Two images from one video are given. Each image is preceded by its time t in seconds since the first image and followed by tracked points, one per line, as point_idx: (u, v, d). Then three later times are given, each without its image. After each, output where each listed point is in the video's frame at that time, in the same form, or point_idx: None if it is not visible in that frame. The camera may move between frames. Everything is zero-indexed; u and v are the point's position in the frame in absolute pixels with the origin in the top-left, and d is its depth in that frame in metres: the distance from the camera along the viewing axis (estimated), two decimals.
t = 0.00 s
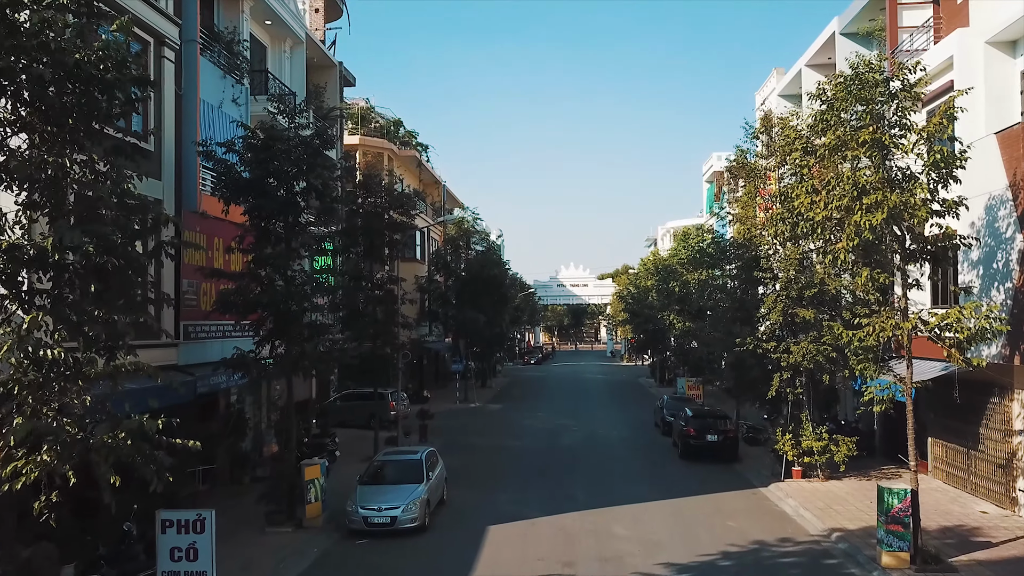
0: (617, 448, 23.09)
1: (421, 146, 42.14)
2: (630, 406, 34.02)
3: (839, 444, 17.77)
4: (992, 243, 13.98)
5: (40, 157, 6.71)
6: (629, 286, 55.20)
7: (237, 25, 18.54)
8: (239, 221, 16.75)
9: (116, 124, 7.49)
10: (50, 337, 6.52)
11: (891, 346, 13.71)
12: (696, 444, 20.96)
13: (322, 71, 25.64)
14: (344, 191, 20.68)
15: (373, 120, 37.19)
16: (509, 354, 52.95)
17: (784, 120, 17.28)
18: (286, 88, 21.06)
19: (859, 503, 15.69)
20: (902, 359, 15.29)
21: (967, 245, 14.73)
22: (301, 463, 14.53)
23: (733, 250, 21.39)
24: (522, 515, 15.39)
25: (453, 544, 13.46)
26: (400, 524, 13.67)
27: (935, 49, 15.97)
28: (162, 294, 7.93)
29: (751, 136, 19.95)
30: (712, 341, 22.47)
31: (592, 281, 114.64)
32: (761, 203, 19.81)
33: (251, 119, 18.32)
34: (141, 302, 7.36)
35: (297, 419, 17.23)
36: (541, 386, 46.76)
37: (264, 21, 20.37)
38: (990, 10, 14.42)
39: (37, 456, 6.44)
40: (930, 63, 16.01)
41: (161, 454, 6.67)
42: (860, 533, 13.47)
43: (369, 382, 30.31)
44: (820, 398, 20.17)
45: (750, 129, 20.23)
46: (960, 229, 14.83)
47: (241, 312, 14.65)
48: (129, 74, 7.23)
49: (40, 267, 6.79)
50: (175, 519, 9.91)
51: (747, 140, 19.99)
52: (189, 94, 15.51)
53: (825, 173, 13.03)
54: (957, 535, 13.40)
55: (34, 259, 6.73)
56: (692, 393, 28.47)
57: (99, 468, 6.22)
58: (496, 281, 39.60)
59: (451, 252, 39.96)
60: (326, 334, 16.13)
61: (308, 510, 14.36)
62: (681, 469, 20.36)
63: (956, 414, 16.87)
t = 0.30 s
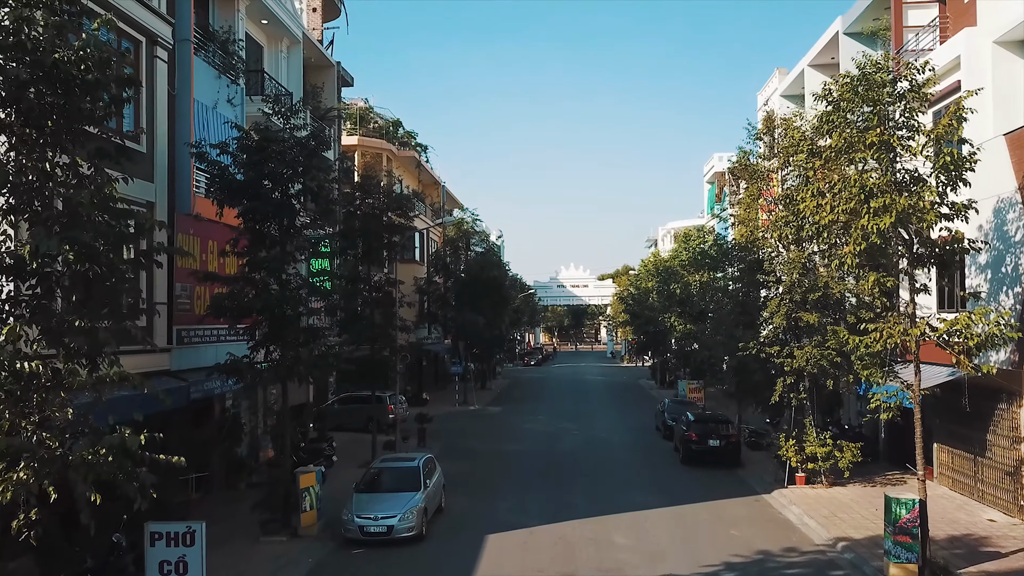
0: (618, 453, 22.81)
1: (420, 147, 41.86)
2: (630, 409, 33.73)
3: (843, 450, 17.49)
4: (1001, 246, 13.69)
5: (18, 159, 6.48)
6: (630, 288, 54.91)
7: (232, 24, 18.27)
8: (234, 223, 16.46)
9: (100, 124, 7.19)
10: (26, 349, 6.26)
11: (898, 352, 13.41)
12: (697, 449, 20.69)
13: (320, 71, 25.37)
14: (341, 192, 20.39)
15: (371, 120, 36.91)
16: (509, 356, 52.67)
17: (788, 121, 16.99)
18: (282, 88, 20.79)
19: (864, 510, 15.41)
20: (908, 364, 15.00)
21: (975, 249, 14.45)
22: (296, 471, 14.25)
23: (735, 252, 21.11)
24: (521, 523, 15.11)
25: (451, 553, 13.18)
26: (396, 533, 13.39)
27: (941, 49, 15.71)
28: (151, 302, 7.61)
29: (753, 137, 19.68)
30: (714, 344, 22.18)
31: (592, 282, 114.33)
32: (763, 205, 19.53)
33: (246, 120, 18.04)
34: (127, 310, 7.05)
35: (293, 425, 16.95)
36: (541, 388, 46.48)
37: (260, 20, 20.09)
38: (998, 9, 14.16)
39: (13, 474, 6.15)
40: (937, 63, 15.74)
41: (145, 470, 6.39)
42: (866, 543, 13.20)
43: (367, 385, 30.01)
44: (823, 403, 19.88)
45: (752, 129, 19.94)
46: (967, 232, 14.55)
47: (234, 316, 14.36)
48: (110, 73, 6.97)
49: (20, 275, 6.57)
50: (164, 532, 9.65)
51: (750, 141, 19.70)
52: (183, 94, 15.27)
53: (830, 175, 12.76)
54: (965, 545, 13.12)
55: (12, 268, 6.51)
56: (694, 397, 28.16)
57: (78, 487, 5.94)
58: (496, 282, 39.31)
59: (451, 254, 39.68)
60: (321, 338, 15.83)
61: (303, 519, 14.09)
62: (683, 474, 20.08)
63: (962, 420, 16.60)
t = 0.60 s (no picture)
0: (619, 458, 22.53)
1: (419, 147, 41.57)
2: (632, 413, 33.46)
3: (848, 456, 17.21)
4: (1011, 250, 13.41)
5: None
6: (630, 289, 54.62)
7: (227, 23, 18.00)
8: (228, 226, 16.17)
9: (85, 130, 6.97)
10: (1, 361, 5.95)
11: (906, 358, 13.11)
12: (700, 454, 20.42)
13: (317, 71, 25.09)
14: (338, 194, 20.12)
15: (370, 121, 36.64)
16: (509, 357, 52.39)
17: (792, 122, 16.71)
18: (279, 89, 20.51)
19: (870, 518, 15.14)
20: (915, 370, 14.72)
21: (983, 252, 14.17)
22: (291, 479, 13.99)
23: (738, 255, 20.85)
24: (521, 532, 14.84)
25: (449, 563, 12.91)
26: (393, 543, 13.12)
27: (948, 49, 15.45)
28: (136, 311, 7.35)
29: (756, 137, 19.39)
30: (716, 348, 21.90)
31: (592, 282, 113.76)
32: (766, 207, 19.25)
33: (242, 121, 17.76)
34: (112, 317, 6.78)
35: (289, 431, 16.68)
36: (541, 390, 45.86)
37: (256, 19, 19.82)
38: (1007, 7, 13.91)
39: None
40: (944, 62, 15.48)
41: (128, 487, 6.08)
42: (873, 552, 12.93)
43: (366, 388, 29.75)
44: (827, 408, 19.61)
45: (756, 130, 19.66)
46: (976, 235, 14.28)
47: (228, 321, 14.09)
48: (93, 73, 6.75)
49: None
50: (153, 545, 9.38)
51: (753, 141, 19.42)
52: (177, 95, 15.02)
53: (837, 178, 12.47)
54: (974, 555, 12.85)
55: None
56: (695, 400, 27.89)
57: (55, 506, 5.64)
58: (496, 284, 39.03)
59: (450, 255, 39.41)
60: (318, 343, 15.56)
61: (298, 528, 13.83)
62: (685, 480, 19.81)
63: (969, 426, 16.33)
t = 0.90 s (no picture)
0: (620, 463, 22.25)
1: (418, 148, 41.31)
2: (633, 416, 33.19)
3: (853, 462, 16.93)
4: (1022, 254, 13.12)
5: None
6: (631, 290, 54.40)
7: (222, 22, 17.73)
8: (222, 228, 15.88)
9: (69, 132, 6.71)
10: None
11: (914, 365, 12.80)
12: (702, 459, 20.12)
13: (315, 71, 24.84)
14: (335, 196, 19.85)
15: (369, 121, 36.38)
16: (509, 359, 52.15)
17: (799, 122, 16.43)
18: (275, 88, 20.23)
19: (876, 527, 14.85)
20: (923, 375, 14.45)
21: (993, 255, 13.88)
22: (286, 487, 13.71)
23: (740, 257, 20.58)
24: (521, 540, 14.55)
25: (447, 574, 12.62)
26: (390, 553, 12.84)
27: (956, 47, 15.20)
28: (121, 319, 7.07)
29: (759, 138, 19.14)
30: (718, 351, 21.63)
31: (593, 283, 113.55)
32: (769, 209, 18.97)
33: (237, 121, 17.49)
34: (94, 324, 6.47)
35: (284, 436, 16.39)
36: (540, 392, 45.61)
37: (251, 18, 19.53)
38: (1017, 6, 13.67)
39: None
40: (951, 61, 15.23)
41: (108, 506, 5.76)
42: (880, 563, 12.64)
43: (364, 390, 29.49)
44: (831, 413, 19.33)
45: (758, 131, 19.37)
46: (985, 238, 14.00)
47: (221, 326, 13.79)
48: (75, 72, 6.48)
49: None
50: (141, 559, 9.10)
51: (756, 142, 19.15)
52: (170, 95, 14.74)
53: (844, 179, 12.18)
54: (984, 565, 12.57)
55: None
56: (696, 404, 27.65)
57: (29, 528, 5.35)
58: (496, 285, 38.77)
59: (450, 256, 39.14)
60: (313, 348, 15.28)
61: (293, 537, 13.54)
62: (686, 485, 19.51)
63: (977, 432, 16.06)
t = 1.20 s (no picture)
0: (621, 468, 21.95)
1: (417, 148, 41.03)
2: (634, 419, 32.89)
3: (859, 468, 16.63)
4: None
5: None
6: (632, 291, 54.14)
7: (217, 20, 17.45)
8: (215, 231, 15.58)
9: (48, 133, 6.43)
10: None
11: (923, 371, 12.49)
12: (705, 465, 19.81)
13: (312, 71, 24.56)
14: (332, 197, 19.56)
15: (368, 121, 36.11)
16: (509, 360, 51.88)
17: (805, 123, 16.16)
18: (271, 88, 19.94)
19: (883, 535, 14.56)
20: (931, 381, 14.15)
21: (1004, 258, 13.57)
22: (281, 495, 13.41)
23: (743, 258, 20.29)
24: (520, 549, 14.24)
25: None
26: (386, 564, 12.53)
27: (965, 45, 14.90)
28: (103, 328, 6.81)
29: (762, 138, 18.85)
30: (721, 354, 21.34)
31: (593, 284, 113.31)
32: (772, 210, 18.69)
33: (232, 122, 17.20)
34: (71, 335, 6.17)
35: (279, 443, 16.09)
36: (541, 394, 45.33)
37: (247, 17, 19.27)
38: None
39: None
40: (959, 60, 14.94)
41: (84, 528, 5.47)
42: (888, 573, 12.35)
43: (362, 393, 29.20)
44: (836, 418, 19.03)
45: (761, 131, 19.09)
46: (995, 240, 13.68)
47: (214, 330, 13.50)
48: (53, 70, 6.20)
49: None
50: (127, 572, 8.82)
51: (759, 142, 18.86)
52: (162, 95, 14.45)
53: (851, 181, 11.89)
54: None
55: None
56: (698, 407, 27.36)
57: None
58: (496, 287, 38.49)
59: (449, 257, 38.85)
60: (309, 353, 14.96)
61: (288, 546, 13.24)
62: (689, 491, 19.22)
63: (986, 438, 15.76)
